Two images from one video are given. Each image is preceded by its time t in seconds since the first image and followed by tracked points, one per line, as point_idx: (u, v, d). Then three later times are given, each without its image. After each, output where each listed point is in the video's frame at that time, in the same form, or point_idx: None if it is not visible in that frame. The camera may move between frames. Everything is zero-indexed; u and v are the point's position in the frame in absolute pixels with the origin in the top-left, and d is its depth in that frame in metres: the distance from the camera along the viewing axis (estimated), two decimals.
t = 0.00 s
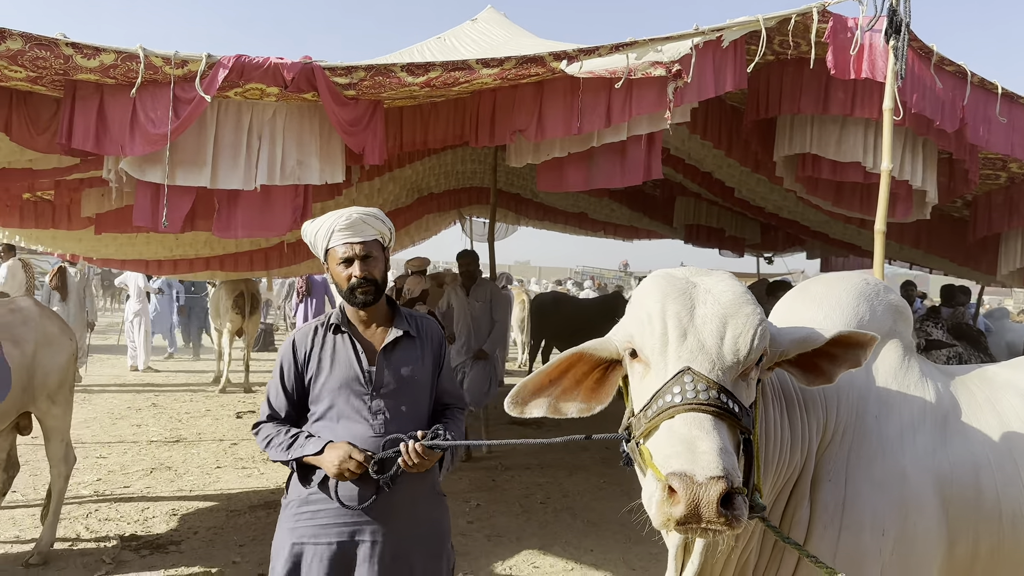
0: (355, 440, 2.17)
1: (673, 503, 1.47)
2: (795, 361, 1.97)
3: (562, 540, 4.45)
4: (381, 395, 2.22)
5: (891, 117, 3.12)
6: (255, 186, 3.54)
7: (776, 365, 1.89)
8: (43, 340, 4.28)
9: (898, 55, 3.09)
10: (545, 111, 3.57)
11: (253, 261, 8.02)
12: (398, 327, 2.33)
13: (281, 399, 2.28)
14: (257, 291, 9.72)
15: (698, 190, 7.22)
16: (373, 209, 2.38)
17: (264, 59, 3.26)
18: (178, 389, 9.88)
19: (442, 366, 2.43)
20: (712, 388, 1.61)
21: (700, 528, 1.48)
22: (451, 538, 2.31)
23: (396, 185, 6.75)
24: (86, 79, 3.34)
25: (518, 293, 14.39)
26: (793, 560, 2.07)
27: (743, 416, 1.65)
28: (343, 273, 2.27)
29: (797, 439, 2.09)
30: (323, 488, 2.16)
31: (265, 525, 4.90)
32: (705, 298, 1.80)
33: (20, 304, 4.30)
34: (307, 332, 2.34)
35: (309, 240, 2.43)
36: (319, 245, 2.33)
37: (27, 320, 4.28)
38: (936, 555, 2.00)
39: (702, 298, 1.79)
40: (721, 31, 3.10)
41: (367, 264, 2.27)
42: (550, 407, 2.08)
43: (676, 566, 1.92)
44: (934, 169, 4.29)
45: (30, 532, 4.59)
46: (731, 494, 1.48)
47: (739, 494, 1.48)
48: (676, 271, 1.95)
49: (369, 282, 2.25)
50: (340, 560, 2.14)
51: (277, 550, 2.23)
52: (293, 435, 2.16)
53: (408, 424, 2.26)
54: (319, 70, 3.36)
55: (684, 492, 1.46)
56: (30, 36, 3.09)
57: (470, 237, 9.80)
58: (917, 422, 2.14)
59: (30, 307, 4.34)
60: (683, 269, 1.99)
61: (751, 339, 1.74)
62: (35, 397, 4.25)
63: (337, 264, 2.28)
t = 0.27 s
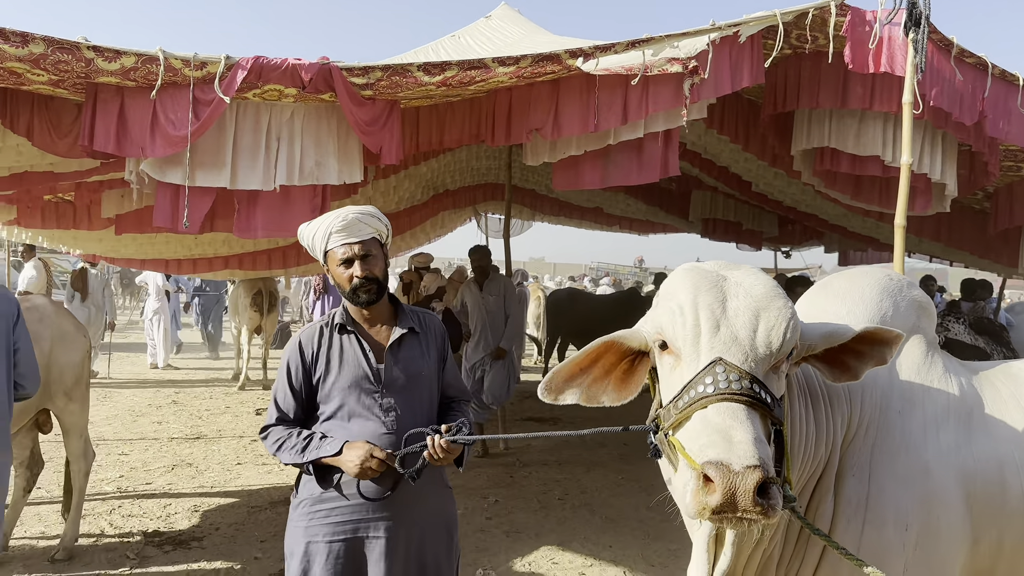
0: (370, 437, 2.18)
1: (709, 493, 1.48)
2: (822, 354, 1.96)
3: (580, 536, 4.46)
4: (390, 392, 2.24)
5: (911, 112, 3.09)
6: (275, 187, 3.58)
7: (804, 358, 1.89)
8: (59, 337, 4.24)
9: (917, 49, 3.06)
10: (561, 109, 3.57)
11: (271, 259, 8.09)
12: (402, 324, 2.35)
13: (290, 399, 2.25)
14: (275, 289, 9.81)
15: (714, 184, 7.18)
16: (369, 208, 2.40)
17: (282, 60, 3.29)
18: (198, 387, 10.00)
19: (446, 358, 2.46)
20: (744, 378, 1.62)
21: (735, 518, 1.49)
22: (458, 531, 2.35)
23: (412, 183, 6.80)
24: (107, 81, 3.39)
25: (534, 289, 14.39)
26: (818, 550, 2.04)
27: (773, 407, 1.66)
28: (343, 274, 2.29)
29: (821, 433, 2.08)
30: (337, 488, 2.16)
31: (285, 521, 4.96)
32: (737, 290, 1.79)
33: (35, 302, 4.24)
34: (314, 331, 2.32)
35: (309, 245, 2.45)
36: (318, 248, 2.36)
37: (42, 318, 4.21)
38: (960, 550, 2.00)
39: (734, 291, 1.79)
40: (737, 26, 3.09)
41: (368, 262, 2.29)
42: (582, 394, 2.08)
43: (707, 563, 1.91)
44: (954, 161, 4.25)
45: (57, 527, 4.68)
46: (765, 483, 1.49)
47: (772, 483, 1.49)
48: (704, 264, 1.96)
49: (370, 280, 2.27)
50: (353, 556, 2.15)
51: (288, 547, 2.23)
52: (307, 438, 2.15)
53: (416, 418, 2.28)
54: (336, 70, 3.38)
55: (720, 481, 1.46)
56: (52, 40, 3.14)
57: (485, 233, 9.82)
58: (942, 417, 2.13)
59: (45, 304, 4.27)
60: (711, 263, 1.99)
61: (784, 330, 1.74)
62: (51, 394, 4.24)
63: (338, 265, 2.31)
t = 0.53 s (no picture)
0: (381, 435, 2.19)
1: (737, 494, 1.47)
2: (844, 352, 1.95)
3: (598, 533, 4.47)
4: (402, 390, 2.26)
5: (930, 107, 3.05)
6: (293, 189, 3.61)
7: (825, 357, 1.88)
8: (75, 337, 4.23)
9: (936, 43, 3.03)
10: (576, 107, 3.56)
11: (288, 259, 8.15)
12: (413, 324, 2.37)
13: (302, 399, 2.27)
14: (292, 288, 9.88)
15: (730, 179, 7.13)
16: (375, 208, 2.41)
17: (299, 62, 3.32)
18: (217, 385, 10.11)
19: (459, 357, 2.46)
20: (769, 378, 1.62)
21: (760, 519, 1.48)
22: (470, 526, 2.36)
23: (427, 181, 6.82)
24: (127, 85, 3.43)
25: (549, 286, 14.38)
26: (838, 549, 2.03)
27: (797, 406, 1.65)
28: (355, 275, 2.31)
29: (843, 431, 2.05)
30: (348, 487, 2.17)
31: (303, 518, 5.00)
32: (761, 290, 1.79)
33: (50, 301, 4.22)
34: (327, 330, 2.33)
35: (317, 247, 2.47)
36: (328, 250, 2.38)
37: (58, 317, 4.19)
38: (980, 548, 2.00)
39: (757, 291, 1.79)
40: (753, 23, 3.06)
41: (378, 262, 2.31)
42: (606, 394, 2.08)
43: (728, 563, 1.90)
44: (975, 155, 4.19)
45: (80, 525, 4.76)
46: (791, 484, 1.49)
47: (799, 485, 1.48)
48: (726, 264, 1.96)
49: (381, 280, 2.29)
50: (365, 555, 2.17)
51: (302, 546, 2.25)
52: (319, 438, 2.16)
53: (427, 415, 2.29)
54: (352, 72, 3.40)
55: (747, 482, 1.46)
56: (72, 45, 3.18)
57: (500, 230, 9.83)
58: (964, 414, 2.11)
59: (61, 304, 4.25)
60: (732, 262, 1.99)
61: (808, 331, 1.73)
62: (67, 393, 4.26)
63: (347, 266, 2.32)
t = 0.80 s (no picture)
0: (390, 432, 2.20)
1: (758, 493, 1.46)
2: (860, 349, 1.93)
3: (610, 531, 4.47)
4: (411, 387, 2.26)
5: (944, 102, 3.01)
6: (304, 188, 3.63)
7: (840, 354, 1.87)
8: (87, 336, 4.27)
9: (950, 37, 2.99)
10: (587, 105, 3.55)
11: (300, 258, 8.20)
12: (422, 322, 2.38)
13: (312, 397, 2.28)
14: (304, 287, 9.92)
15: (742, 175, 7.08)
16: (381, 207, 2.41)
17: (311, 62, 3.33)
18: (230, 383, 10.19)
19: (468, 355, 2.47)
20: (789, 376, 1.61)
21: (782, 517, 1.48)
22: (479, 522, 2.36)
23: (437, 180, 6.83)
24: (139, 86, 3.45)
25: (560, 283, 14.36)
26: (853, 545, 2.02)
27: (817, 404, 1.64)
28: (363, 274, 2.32)
29: (858, 427, 2.04)
30: (356, 485, 2.18)
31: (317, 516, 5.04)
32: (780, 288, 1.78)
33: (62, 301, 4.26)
34: (337, 329, 2.34)
35: (324, 246, 2.48)
36: (334, 250, 2.39)
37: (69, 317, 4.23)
38: (997, 545, 1.98)
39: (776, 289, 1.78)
40: (765, 18, 3.04)
41: (384, 261, 2.32)
42: (622, 392, 2.09)
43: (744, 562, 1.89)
44: (990, 149, 4.15)
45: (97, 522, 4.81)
46: (813, 483, 1.48)
47: (821, 483, 1.47)
48: (743, 261, 1.95)
49: (388, 278, 2.29)
50: (375, 553, 2.18)
51: (313, 544, 2.26)
52: (328, 436, 2.17)
53: (435, 413, 2.29)
54: (363, 71, 3.41)
55: (770, 481, 1.45)
56: (85, 47, 3.22)
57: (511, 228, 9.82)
58: (981, 410, 2.09)
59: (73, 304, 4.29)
60: (749, 259, 1.99)
61: (827, 330, 1.72)
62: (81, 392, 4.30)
63: (355, 266, 2.33)
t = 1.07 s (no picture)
0: (394, 429, 2.20)
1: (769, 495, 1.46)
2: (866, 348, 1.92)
3: (617, 529, 4.46)
4: (415, 384, 2.26)
5: (951, 97, 2.97)
6: (310, 187, 3.64)
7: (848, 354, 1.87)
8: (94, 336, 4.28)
9: (956, 32, 2.98)
10: (591, 102, 3.55)
11: (305, 257, 8.21)
12: (425, 319, 2.37)
13: (317, 394, 2.28)
14: (310, 285, 9.95)
15: (749, 171, 7.05)
16: (382, 205, 2.41)
17: (315, 61, 3.33)
18: (238, 382, 10.22)
19: (472, 353, 2.47)
20: (797, 376, 1.60)
21: (792, 519, 1.47)
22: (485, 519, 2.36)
23: (443, 178, 6.83)
24: (145, 86, 3.46)
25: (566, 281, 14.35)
26: (859, 541, 2.00)
27: (825, 403, 1.63)
28: (365, 273, 2.32)
29: (863, 423, 2.02)
30: (362, 482, 2.19)
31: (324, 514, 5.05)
32: (788, 289, 1.78)
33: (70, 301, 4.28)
34: (341, 328, 2.35)
35: (327, 247, 2.49)
36: (337, 250, 2.39)
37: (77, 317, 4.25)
38: (1000, 541, 1.98)
39: (784, 290, 1.78)
40: (770, 14, 3.02)
41: (387, 259, 2.32)
42: (631, 392, 2.09)
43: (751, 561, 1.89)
44: (998, 144, 4.13)
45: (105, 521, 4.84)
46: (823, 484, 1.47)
47: (831, 485, 1.47)
48: (750, 259, 1.95)
49: (390, 276, 2.30)
50: (381, 550, 2.18)
51: (320, 542, 2.27)
52: (333, 434, 2.18)
53: (439, 411, 2.28)
54: (368, 69, 3.41)
55: (780, 483, 1.44)
56: (91, 48, 3.23)
57: (517, 226, 9.82)
58: (985, 407, 2.08)
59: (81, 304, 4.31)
60: (756, 258, 1.99)
61: (835, 330, 1.72)
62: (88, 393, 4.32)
63: (357, 265, 2.34)
